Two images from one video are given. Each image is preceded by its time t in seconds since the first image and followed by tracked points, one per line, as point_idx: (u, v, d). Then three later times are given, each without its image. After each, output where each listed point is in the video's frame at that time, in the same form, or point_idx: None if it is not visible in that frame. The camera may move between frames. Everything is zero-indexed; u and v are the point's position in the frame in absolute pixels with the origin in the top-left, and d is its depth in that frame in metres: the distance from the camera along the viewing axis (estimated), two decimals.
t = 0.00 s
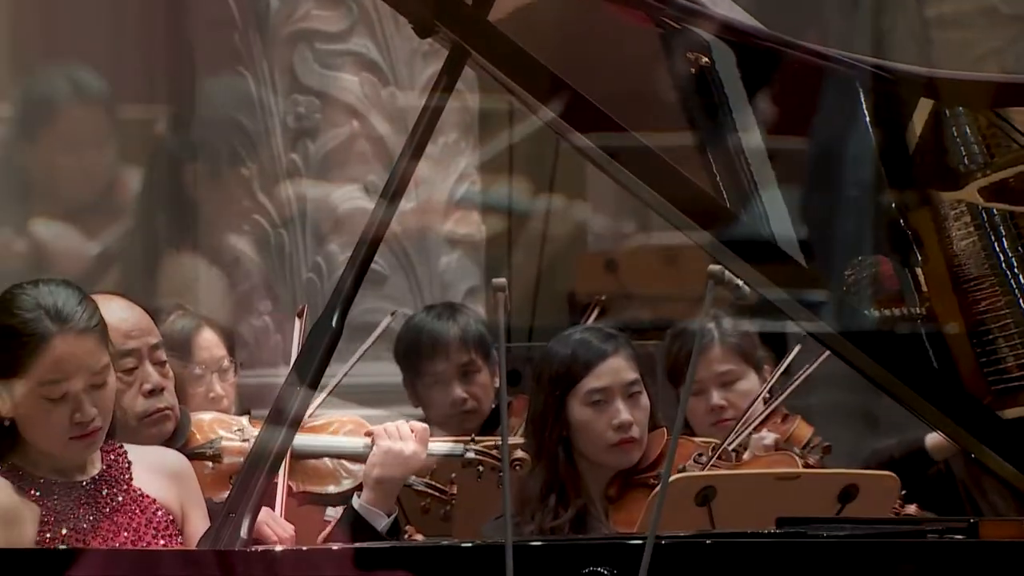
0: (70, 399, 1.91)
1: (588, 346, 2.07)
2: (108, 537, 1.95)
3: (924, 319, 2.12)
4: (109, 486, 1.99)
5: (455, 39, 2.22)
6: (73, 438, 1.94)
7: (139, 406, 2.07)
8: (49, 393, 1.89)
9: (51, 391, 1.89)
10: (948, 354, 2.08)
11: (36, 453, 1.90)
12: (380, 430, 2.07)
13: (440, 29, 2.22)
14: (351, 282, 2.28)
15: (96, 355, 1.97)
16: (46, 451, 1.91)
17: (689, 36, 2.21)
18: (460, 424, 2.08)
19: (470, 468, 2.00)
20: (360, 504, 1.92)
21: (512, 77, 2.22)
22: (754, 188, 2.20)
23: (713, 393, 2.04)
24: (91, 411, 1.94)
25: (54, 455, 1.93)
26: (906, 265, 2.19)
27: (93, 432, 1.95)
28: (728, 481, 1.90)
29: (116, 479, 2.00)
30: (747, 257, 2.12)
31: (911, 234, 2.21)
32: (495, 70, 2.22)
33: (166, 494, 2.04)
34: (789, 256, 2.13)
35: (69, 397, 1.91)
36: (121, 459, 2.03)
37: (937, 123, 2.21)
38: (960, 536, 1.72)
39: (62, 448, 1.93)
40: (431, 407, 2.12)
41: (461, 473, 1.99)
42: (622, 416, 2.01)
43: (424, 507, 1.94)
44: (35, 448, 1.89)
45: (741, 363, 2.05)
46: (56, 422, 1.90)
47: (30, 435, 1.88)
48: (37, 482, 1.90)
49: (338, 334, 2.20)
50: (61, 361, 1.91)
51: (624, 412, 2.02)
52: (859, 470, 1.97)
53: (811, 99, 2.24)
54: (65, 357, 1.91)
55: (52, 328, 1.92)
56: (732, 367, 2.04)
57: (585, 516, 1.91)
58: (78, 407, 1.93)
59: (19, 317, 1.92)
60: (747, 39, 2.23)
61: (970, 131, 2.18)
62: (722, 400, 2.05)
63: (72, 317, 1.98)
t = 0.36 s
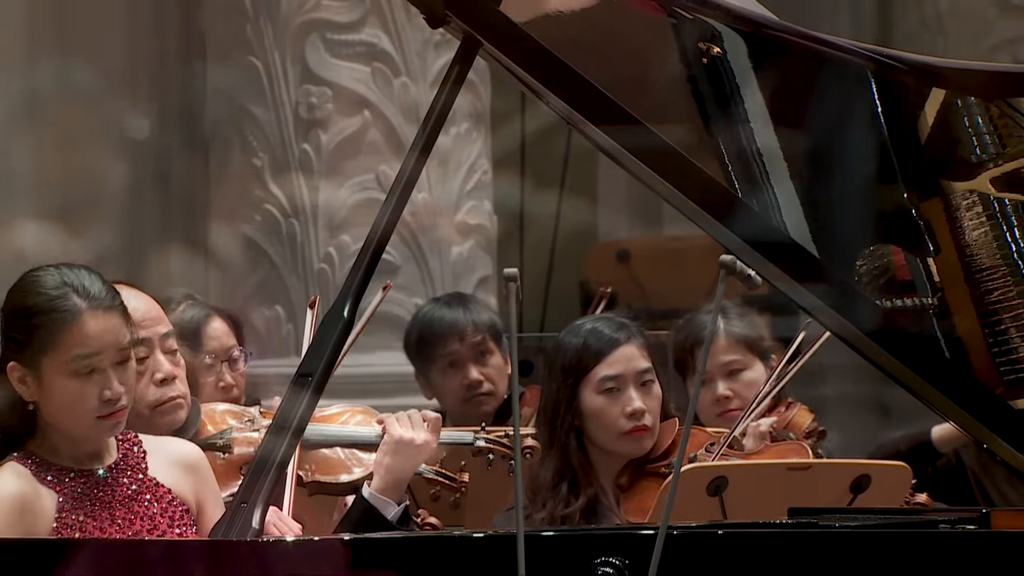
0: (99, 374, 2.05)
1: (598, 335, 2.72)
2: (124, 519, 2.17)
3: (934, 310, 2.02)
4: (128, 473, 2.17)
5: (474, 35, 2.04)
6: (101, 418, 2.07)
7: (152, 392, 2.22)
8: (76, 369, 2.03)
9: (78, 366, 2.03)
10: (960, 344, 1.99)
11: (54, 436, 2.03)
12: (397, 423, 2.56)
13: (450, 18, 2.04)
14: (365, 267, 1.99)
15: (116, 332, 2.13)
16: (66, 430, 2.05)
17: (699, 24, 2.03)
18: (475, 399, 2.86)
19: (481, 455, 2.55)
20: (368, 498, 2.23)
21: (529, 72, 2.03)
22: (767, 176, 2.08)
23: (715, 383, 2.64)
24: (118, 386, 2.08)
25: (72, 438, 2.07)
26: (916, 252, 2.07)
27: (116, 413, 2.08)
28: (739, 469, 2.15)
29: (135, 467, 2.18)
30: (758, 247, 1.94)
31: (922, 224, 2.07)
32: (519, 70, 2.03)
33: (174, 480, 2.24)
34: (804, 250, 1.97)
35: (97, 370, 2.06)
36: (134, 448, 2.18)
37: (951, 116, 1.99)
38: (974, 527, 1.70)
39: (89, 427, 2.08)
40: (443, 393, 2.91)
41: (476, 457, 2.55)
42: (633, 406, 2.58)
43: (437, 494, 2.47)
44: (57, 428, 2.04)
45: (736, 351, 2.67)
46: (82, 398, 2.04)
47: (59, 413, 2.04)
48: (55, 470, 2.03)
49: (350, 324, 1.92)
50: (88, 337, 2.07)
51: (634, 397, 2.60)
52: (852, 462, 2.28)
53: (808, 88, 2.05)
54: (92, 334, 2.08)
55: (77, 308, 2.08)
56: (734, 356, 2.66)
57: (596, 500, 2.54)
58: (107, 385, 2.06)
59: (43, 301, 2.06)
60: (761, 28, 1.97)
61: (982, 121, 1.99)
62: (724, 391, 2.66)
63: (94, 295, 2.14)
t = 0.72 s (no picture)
0: (131, 337, 2.00)
1: (615, 326, 2.73)
2: (150, 508, 2.13)
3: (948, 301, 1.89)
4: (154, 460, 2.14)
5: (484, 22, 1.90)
6: (138, 383, 1.99)
7: (176, 380, 2.33)
8: (104, 336, 1.99)
9: (110, 330, 1.99)
10: (972, 332, 1.89)
11: (83, 417, 2.03)
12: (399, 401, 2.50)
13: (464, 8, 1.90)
14: (381, 255, 1.83)
15: (141, 292, 2.06)
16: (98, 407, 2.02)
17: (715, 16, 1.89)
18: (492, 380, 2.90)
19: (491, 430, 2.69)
20: (381, 477, 2.24)
21: (537, 57, 1.87)
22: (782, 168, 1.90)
23: (724, 374, 2.91)
24: (149, 345, 2.00)
25: (101, 420, 2.05)
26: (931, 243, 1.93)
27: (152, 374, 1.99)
28: (755, 460, 2.16)
29: (161, 455, 2.15)
30: (780, 244, 1.81)
31: (936, 215, 1.92)
32: (534, 61, 1.87)
33: (200, 471, 2.22)
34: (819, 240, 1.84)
35: (128, 331, 2.00)
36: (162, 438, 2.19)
37: (964, 104, 1.86)
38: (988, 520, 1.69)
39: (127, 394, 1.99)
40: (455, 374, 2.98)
41: (488, 434, 2.70)
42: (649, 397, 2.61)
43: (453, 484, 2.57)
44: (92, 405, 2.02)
45: (744, 343, 2.95)
46: (114, 360, 1.98)
47: (96, 383, 1.99)
48: (81, 453, 2.03)
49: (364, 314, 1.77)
50: (116, 301, 2.02)
51: (649, 389, 2.64)
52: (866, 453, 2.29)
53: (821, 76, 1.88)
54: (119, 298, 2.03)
55: (99, 276, 2.03)
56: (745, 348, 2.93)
57: (610, 493, 2.57)
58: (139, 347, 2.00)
59: (63, 278, 2.04)
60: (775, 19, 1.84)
61: (996, 112, 1.87)
62: (732, 382, 2.90)
63: (114, 264, 2.09)
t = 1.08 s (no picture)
0: (164, 307, 2.07)
1: (630, 317, 2.70)
2: (186, 499, 2.09)
3: (965, 291, 1.86)
4: (190, 450, 2.12)
5: (499, 12, 1.89)
6: (174, 352, 2.04)
7: (204, 381, 2.42)
8: (140, 308, 2.06)
9: (144, 301, 2.06)
10: (989, 321, 1.86)
11: (121, 403, 2.07)
12: (416, 394, 2.42)
13: None
14: (397, 245, 1.82)
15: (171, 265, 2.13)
16: (134, 385, 2.05)
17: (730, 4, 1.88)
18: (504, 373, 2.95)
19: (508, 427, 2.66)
20: (396, 471, 2.30)
21: (558, 49, 1.87)
22: (799, 158, 1.85)
23: (738, 366, 2.93)
24: (183, 314, 2.07)
25: (138, 402, 2.07)
26: (949, 233, 1.88)
27: (188, 342, 2.05)
28: (770, 453, 2.19)
29: (196, 448, 2.13)
30: (804, 237, 1.83)
31: (953, 205, 1.89)
32: (551, 50, 1.87)
33: (236, 464, 2.18)
34: (832, 229, 1.83)
35: (161, 301, 2.08)
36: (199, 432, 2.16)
37: (983, 94, 1.86)
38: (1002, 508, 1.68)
39: (165, 363, 2.03)
40: (472, 364, 3.01)
41: (504, 431, 2.67)
42: (666, 387, 2.61)
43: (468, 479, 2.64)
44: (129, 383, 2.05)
45: (759, 335, 2.98)
46: (149, 330, 2.04)
47: (132, 356, 2.04)
48: (118, 439, 2.04)
49: (381, 302, 1.75)
50: (146, 274, 2.09)
51: (665, 379, 2.63)
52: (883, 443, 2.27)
53: (840, 65, 1.87)
54: (150, 270, 2.10)
55: (128, 254, 2.11)
56: (758, 340, 2.96)
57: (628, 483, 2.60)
58: (171, 316, 2.06)
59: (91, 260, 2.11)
60: (793, 9, 1.87)
61: (1012, 102, 1.86)
62: (746, 373, 2.92)
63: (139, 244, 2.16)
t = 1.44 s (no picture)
0: (205, 312, 2.02)
1: (647, 308, 2.69)
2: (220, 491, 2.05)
3: (982, 283, 1.84)
4: (226, 441, 2.07)
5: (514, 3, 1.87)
6: (206, 358, 1.99)
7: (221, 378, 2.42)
8: (182, 310, 2.01)
9: (185, 302, 2.02)
10: (1007, 315, 1.83)
11: (155, 393, 2.03)
12: (435, 388, 2.43)
13: None
14: (414, 237, 1.82)
15: (225, 270, 2.07)
16: (166, 381, 2.02)
17: None
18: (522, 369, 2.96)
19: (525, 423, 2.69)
20: (413, 468, 2.31)
21: (575, 42, 1.83)
22: (814, 149, 1.86)
23: (755, 359, 2.93)
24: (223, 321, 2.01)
25: (174, 394, 2.02)
26: (966, 226, 1.88)
27: (221, 350, 2.00)
28: (786, 444, 2.19)
29: (232, 442, 2.07)
30: (820, 232, 1.81)
31: (970, 197, 1.88)
32: (563, 40, 1.84)
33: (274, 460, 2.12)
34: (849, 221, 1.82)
35: (204, 307, 2.02)
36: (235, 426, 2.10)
37: (1001, 86, 1.85)
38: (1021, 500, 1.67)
39: (195, 368, 1.99)
40: (490, 357, 3.02)
41: (520, 426, 2.70)
42: (682, 377, 2.61)
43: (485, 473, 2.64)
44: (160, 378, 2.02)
45: (776, 329, 2.97)
46: (185, 332, 2.00)
47: (164, 355, 2.00)
48: (157, 427, 2.00)
49: (397, 295, 1.75)
50: (194, 275, 2.04)
51: (682, 369, 2.62)
52: (902, 434, 2.28)
53: (858, 58, 1.89)
54: (201, 273, 2.04)
55: (180, 249, 2.06)
56: (776, 334, 2.96)
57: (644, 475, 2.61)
58: (210, 322, 2.01)
59: (145, 250, 2.07)
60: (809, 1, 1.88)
61: None
62: (764, 366, 2.92)
63: (199, 240, 2.11)
